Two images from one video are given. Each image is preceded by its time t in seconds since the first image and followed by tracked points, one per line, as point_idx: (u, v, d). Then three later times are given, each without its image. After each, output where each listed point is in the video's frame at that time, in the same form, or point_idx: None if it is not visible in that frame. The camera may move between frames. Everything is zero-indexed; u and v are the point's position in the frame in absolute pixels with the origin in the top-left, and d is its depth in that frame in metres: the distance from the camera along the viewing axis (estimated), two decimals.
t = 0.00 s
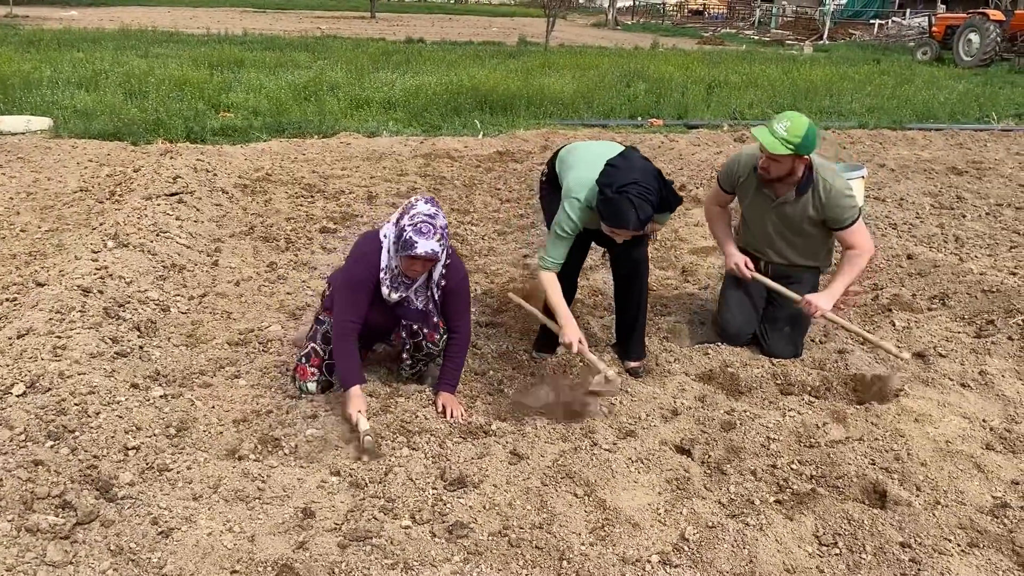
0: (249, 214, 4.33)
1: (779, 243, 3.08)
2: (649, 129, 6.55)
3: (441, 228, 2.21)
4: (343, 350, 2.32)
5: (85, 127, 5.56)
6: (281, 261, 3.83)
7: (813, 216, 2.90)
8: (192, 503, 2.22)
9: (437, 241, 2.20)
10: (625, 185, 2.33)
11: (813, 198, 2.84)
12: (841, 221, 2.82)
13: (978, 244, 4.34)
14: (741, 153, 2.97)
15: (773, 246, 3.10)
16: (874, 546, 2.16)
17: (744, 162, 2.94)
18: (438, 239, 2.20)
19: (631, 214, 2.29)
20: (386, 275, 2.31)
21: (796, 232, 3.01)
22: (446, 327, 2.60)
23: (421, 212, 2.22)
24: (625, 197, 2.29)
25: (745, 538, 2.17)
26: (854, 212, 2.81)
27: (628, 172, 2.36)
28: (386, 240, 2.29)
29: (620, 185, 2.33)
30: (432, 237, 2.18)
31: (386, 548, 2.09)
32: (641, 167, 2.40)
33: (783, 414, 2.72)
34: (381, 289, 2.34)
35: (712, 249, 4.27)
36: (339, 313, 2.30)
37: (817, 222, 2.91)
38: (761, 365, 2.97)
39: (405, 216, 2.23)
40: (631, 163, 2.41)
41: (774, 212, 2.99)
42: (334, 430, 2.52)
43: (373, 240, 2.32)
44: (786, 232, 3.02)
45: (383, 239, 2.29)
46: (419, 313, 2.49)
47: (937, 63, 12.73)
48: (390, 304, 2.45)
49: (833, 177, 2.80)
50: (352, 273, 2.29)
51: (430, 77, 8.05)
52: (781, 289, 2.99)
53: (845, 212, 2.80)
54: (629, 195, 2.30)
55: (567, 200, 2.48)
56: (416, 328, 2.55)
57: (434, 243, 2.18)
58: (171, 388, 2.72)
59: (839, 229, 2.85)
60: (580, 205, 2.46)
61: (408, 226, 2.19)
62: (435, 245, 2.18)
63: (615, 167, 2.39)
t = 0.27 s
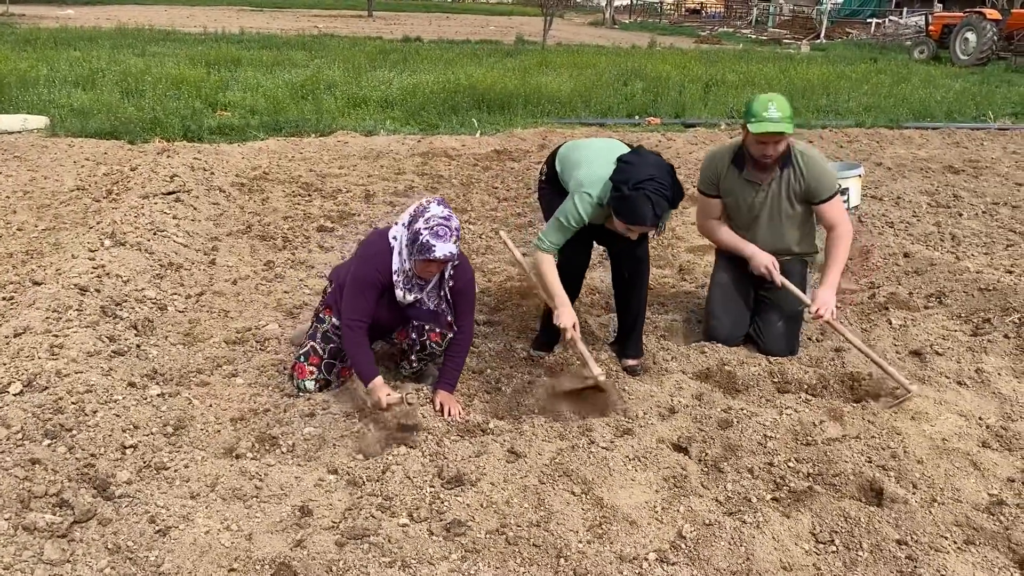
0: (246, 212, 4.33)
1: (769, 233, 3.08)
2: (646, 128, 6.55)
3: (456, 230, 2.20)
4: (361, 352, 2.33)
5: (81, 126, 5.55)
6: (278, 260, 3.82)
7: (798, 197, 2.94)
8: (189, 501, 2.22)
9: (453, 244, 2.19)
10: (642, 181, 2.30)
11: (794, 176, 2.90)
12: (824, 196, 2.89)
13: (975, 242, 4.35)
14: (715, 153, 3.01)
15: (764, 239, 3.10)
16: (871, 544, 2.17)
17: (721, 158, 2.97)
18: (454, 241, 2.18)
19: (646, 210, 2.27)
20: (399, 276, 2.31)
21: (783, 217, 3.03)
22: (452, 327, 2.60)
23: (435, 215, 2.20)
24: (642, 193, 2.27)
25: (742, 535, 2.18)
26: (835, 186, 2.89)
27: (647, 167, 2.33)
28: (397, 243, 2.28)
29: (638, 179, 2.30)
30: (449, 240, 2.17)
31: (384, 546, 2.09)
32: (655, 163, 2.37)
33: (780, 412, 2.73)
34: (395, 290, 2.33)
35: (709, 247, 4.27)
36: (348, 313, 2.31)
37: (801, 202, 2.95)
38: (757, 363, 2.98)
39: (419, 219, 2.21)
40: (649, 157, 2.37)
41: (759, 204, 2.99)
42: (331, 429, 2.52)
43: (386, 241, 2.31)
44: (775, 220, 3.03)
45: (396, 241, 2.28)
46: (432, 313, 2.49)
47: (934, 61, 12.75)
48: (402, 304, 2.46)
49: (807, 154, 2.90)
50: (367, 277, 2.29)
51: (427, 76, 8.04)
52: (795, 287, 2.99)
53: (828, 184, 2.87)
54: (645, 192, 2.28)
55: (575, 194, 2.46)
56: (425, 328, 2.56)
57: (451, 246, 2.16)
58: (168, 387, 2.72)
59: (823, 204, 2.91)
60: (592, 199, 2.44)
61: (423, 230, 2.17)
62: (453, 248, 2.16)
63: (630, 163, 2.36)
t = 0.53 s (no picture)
0: (242, 211, 4.33)
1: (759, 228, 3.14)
2: (642, 126, 6.56)
3: (471, 226, 2.19)
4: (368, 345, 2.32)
5: (77, 125, 5.54)
6: (274, 259, 3.82)
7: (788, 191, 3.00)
8: (185, 499, 2.22)
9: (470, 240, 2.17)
10: (648, 179, 2.25)
11: (786, 173, 2.95)
12: (812, 194, 2.96)
13: (970, 240, 4.36)
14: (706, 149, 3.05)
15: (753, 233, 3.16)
16: (866, 540, 2.18)
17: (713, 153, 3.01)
18: (470, 237, 2.17)
19: (655, 208, 2.24)
20: (412, 276, 2.29)
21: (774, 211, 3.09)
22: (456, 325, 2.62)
23: (448, 213, 2.17)
24: (649, 191, 2.23)
25: (737, 532, 2.19)
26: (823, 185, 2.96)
27: (650, 164, 2.28)
28: (407, 242, 2.26)
29: (643, 177, 2.25)
30: (465, 237, 2.15)
31: (380, 543, 2.10)
32: (657, 158, 2.32)
33: (775, 409, 2.74)
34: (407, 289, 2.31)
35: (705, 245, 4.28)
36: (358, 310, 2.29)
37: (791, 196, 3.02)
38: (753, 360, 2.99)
39: (432, 218, 2.18)
40: (648, 153, 2.32)
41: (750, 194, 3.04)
42: (326, 427, 2.52)
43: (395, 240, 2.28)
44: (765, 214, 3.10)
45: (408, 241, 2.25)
46: (440, 309, 2.49)
47: (930, 60, 12.77)
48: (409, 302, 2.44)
49: (800, 148, 2.94)
50: (377, 274, 2.26)
51: (423, 74, 8.04)
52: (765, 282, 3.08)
53: (818, 179, 2.94)
54: (652, 189, 2.24)
55: (580, 202, 2.43)
56: (431, 321, 2.57)
57: (469, 243, 2.15)
58: (164, 386, 2.72)
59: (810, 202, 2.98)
60: (598, 202, 2.41)
61: (438, 229, 2.14)
62: (470, 245, 2.15)
63: (632, 162, 2.31)
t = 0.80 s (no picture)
0: (238, 211, 4.33)
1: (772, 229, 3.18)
2: (637, 125, 6.56)
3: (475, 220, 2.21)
4: (397, 351, 2.29)
5: (71, 126, 5.54)
6: (269, 258, 3.82)
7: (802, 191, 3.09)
8: (181, 499, 2.22)
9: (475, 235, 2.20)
10: (659, 176, 2.24)
11: (803, 171, 3.05)
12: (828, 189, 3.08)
13: (963, 237, 4.38)
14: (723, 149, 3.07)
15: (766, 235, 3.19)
16: (859, 535, 2.19)
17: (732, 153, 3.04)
18: (476, 232, 2.20)
19: (666, 205, 2.24)
20: (419, 275, 2.28)
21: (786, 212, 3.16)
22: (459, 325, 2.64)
23: (453, 210, 2.19)
24: (660, 188, 2.22)
25: (731, 528, 2.20)
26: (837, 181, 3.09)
27: (660, 161, 2.27)
28: (411, 241, 2.27)
29: (655, 174, 2.24)
30: (472, 232, 2.18)
31: (376, 541, 2.11)
32: (665, 153, 2.32)
33: (770, 406, 2.75)
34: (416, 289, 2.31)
35: (700, 242, 4.29)
36: (378, 316, 2.27)
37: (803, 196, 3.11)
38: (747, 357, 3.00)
39: (436, 217, 2.18)
40: (658, 150, 2.31)
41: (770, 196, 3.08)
42: (321, 426, 2.53)
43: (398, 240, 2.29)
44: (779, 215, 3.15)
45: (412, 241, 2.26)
46: (449, 309, 2.46)
47: (924, 58, 12.80)
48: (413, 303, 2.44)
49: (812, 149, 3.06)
50: (387, 277, 2.25)
51: (418, 74, 8.04)
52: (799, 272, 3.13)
53: (830, 178, 3.07)
54: (663, 185, 2.23)
55: (585, 195, 2.43)
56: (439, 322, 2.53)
57: (476, 238, 2.18)
58: (160, 386, 2.72)
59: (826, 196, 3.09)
60: (605, 197, 2.40)
61: (445, 226, 2.16)
62: (477, 239, 2.18)
63: (641, 158, 2.31)
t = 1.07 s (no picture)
0: (232, 212, 4.32)
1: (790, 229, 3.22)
2: (631, 124, 6.57)
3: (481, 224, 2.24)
4: (421, 352, 2.34)
5: (64, 128, 5.53)
6: (264, 260, 3.82)
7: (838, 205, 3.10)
8: (177, 500, 2.23)
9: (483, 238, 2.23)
10: (661, 170, 2.25)
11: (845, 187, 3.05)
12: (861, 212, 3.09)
13: (956, 233, 4.40)
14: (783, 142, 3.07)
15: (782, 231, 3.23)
16: (853, 531, 2.20)
17: (788, 147, 3.05)
18: (483, 236, 2.22)
19: (670, 199, 2.25)
20: (428, 279, 2.30)
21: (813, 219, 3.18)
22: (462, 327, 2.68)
23: (459, 215, 2.21)
24: (663, 182, 2.23)
25: (726, 525, 2.21)
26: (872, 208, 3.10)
27: (661, 155, 2.28)
28: (418, 246, 2.28)
29: (657, 168, 2.25)
30: (480, 236, 2.20)
31: (372, 541, 2.11)
32: (665, 147, 2.33)
33: (764, 403, 2.76)
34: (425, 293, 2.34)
35: (694, 241, 4.30)
36: (395, 319, 2.31)
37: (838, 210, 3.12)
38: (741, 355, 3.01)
39: (444, 222, 2.20)
40: (657, 144, 2.32)
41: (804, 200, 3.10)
42: (317, 426, 2.53)
43: (404, 245, 2.30)
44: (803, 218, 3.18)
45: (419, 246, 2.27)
46: (456, 309, 2.49)
47: (917, 55, 12.84)
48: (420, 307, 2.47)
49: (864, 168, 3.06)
50: (399, 283, 2.27)
51: (412, 74, 8.04)
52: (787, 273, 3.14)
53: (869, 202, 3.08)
54: (666, 180, 2.24)
55: (586, 188, 2.44)
56: (446, 322, 2.57)
57: (484, 241, 2.21)
58: (155, 387, 2.72)
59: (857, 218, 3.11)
60: (607, 193, 2.41)
61: (454, 231, 2.18)
62: (486, 243, 2.21)
63: (642, 152, 2.31)
